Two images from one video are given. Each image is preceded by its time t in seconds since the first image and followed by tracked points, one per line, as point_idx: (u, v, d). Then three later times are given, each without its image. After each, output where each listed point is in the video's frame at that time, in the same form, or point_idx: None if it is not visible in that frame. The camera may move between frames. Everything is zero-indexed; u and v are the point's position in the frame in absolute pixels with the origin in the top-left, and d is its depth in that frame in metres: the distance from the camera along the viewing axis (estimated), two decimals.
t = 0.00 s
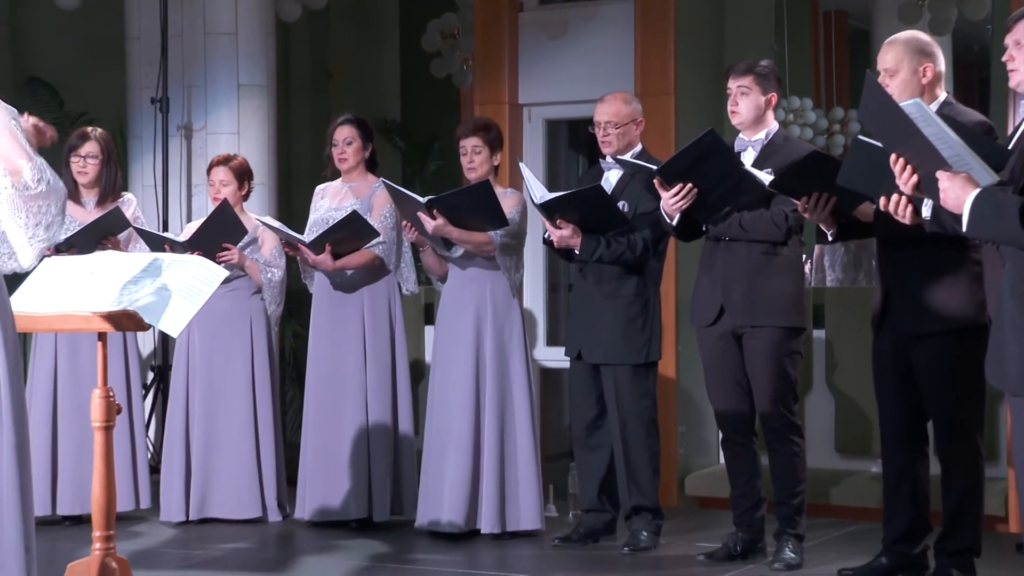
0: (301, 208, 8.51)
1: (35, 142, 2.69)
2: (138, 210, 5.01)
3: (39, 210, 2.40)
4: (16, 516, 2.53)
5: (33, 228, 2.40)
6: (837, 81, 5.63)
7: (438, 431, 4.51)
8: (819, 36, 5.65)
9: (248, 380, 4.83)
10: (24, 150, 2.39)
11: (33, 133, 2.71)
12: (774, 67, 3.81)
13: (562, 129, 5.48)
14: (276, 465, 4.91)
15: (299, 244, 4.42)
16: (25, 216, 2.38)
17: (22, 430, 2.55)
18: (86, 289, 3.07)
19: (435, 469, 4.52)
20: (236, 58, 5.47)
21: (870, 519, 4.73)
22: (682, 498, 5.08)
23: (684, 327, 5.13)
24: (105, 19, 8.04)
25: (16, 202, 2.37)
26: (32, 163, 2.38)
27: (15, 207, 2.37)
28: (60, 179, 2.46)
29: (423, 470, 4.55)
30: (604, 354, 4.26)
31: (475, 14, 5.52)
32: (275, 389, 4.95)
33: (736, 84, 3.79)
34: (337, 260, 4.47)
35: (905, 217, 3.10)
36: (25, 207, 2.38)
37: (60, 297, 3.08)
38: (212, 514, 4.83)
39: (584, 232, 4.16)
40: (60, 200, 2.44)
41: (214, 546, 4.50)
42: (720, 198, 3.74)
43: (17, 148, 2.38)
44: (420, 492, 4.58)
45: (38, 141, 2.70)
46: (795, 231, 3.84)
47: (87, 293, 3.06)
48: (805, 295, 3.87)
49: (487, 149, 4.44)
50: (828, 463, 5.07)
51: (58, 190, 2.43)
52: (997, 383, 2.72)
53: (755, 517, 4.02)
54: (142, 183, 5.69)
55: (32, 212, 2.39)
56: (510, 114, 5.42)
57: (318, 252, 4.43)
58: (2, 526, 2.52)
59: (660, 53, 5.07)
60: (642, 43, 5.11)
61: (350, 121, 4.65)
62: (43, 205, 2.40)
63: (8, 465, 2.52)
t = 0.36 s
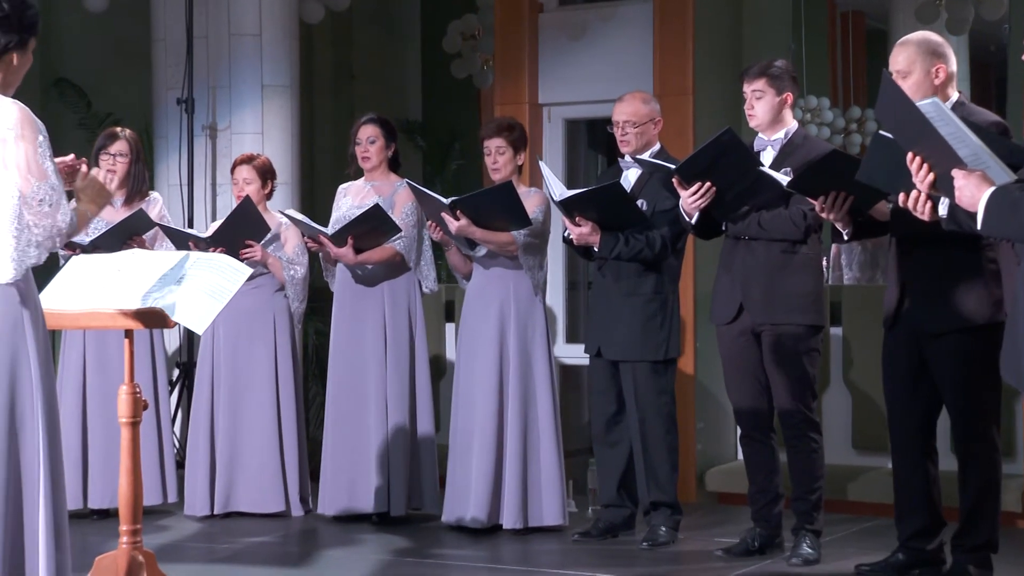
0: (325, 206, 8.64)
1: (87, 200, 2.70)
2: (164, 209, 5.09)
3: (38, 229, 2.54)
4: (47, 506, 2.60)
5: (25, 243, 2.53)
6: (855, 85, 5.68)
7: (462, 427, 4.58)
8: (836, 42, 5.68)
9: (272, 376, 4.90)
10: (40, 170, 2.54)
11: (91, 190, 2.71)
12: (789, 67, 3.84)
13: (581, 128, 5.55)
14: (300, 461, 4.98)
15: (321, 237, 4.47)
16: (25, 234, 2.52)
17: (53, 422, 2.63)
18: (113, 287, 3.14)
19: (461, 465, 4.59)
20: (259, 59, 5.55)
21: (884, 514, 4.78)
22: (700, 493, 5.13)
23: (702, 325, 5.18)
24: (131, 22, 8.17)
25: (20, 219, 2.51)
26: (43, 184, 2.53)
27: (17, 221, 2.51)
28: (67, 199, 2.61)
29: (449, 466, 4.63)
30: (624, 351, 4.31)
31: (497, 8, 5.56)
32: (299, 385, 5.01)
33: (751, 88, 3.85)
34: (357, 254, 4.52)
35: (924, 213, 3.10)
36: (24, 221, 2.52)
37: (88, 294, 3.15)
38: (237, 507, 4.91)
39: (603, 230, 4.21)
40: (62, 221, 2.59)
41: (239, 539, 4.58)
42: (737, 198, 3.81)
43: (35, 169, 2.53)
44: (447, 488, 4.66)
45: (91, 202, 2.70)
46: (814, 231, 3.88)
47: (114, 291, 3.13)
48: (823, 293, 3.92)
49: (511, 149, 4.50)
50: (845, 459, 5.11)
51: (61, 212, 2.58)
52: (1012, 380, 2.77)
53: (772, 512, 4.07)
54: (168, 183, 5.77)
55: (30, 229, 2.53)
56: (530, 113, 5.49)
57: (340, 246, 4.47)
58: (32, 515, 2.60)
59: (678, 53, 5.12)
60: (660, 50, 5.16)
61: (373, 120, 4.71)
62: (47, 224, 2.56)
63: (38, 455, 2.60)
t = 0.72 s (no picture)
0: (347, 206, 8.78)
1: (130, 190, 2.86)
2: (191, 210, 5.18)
3: (90, 223, 2.65)
4: (78, 501, 2.66)
5: (80, 237, 2.64)
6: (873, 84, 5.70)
7: (485, 426, 4.65)
8: (854, 41, 5.72)
9: (297, 374, 4.98)
10: (84, 164, 2.62)
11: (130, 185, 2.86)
12: (807, 68, 3.89)
13: (601, 129, 5.61)
14: (324, 457, 5.06)
15: (343, 233, 4.53)
16: (81, 228, 2.63)
17: (85, 419, 2.69)
18: (144, 287, 3.22)
19: (484, 463, 4.66)
20: (284, 62, 5.63)
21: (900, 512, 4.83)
22: (719, 491, 5.18)
23: (721, 325, 5.23)
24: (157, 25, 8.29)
25: (71, 216, 2.61)
26: (89, 177, 2.62)
27: (70, 218, 2.61)
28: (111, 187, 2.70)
29: (473, 465, 4.69)
30: (644, 350, 4.37)
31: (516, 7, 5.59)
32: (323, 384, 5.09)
33: (769, 89, 3.89)
34: (379, 251, 4.59)
35: (943, 212, 3.11)
36: (75, 217, 2.62)
37: (117, 293, 3.23)
38: (264, 503, 4.99)
39: (623, 229, 4.27)
40: (112, 210, 2.69)
41: (265, 535, 4.65)
42: (755, 199, 3.87)
43: (78, 165, 2.61)
44: (471, 487, 4.74)
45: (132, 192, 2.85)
46: (832, 230, 3.93)
47: (144, 290, 3.22)
48: (841, 293, 3.96)
49: (534, 151, 4.56)
50: (862, 457, 5.15)
51: (111, 202, 2.68)
52: None
53: (790, 509, 4.12)
54: (194, 184, 5.86)
55: (83, 224, 2.63)
56: (550, 115, 5.55)
57: (362, 242, 4.53)
58: (64, 510, 2.66)
59: (697, 54, 5.17)
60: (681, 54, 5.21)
61: (398, 122, 4.78)
62: (98, 217, 2.66)
63: (70, 451, 2.66)
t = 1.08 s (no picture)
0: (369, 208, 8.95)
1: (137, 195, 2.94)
2: (216, 211, 5.26)
3: (106, 223, 2.71)
4: (109, 497, 2.73)
5: (98, 237, 2.70)
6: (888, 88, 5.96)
7: (505, 425, 4.72)
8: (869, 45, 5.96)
9: (320, 374, 5.06)
10: (105, 166, 2.70)
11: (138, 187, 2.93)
12: (822, 71, 3.95)
13: (619, 132, 5.68)
14: (347, 454, 5.14)
15: (365, 235, 4.60)
16: (99, 228, 2.70)
17: (114, 417, 2.76)
18: (165, 286, 3.27)
19: (502, 462, 4.73)
20: (306, 65, 5.71)
21: (915, 510, 4.88)
22: (735, 489, 5.23)
23: (737, 325, 5.29)
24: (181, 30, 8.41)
25: (92, 215, 2.68)
26: (107, 178, 2.70)
27: (90, 218, 2.68)
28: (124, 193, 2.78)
29: (492, 463, 4.76)
30: (660, 350, 4.43)
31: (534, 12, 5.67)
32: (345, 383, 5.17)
33: (785, 92, 3.95)
34: (400, 253, 4.65)
35: (957, 212, 3.13)
36: (94, 216, 2.69)
37: (141, 292, 3.29)
38: (289, 500, 5.07)
39: (640, 230, 4.32)
40: (123, 214, 2.76)
41: (287, 532, 4.73)
42: (771, 200, 3.93)
43: (100, 166, 2.69)
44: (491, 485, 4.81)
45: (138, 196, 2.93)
46: (846, 230, 3.98)
47: (166, 289, 3.27)
48: (856, 293, 4.01)
49: (555, 154, 4.63)
50: (878, 456, 5.19)
51: (122, 206, 2.75)
52: None
53: (807, 506, 4.17)
54: (217, 186, 5.95)
55: (100, 224, 2.70)
56: (568, 118, 5.63)
57: (383, 244, 4.60)
58: (93, 505, 2.73)
59: (714, 56, 5.22)
60: (696, 56, 5.27)
61: (420, 124, 4.86)
62: (111, 218, 2.73)
63: (100, 448, 2.73)
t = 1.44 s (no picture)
0: (386, 211, 9.02)
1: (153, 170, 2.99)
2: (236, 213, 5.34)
3: (140, 214, 2.78)
4: (131, 494, 2.80)
5: (133, 228, 2.77)
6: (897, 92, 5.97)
7: (519, 424, 4.79)
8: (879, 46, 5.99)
9: (338, 373, 5.14)
10: (131, 156, 2.76)
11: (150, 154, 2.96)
12: (830, 73, 3.99)
13: (631, 133, 5.76)
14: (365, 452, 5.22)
15: (382, 240, 4.67)
16: (133, 219, 2.76)
17: (136, 416, 2.83)
18: (184, 287, 3.33)
19: (516, 459, 4.80)
20: (323, 69, 5.78)
21: (925, 508, 4.94)
22: (747, 487, 5.29)
23: (748, 325, 5.35)
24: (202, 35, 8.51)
25: (123, 207, 2.74)
26: (136, 168, 2.76)
27: (124, 210, 2.75)
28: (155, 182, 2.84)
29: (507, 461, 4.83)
30: (672, 349, 4.49)
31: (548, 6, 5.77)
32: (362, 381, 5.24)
33: (793, 94, 4.00)
34: (416, 257, 4.72)
35: (967, 214, 3.22)
36: (128, 209, 2.75)
37: (162, 294, 3.34)
38: (308, 497, 5.15)
39: (653, 230, 4.40)
40: (157, 202, 2.82)
41: (305, 529, 4.80)
42: (781, 201, 3.98)
43: (126, 158, 2.75)
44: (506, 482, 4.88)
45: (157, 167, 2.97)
46: (855, 231, 4.04)
47: (186, 289, 3.33)
48: (866, 293, 4.07)
49: (572, 156, 4.71)
50: (888, 454, 5.24)
51: (155, 195, 2.81)
52: None
53: (818, 504, 4.23)
54: (236, 188, 6.03)
55: (134, 215, 2.76)
56: (582, 121, 5.72)
57: (400, 249, 4.68)
58: (116, 502, 2.80)
59: (726, 58, 5.29)
60: (708, 59, 5.34)
61: (435, 127, 4.93)
62: (144, 208, 2.78)
63: (122, 445, 2.80)
